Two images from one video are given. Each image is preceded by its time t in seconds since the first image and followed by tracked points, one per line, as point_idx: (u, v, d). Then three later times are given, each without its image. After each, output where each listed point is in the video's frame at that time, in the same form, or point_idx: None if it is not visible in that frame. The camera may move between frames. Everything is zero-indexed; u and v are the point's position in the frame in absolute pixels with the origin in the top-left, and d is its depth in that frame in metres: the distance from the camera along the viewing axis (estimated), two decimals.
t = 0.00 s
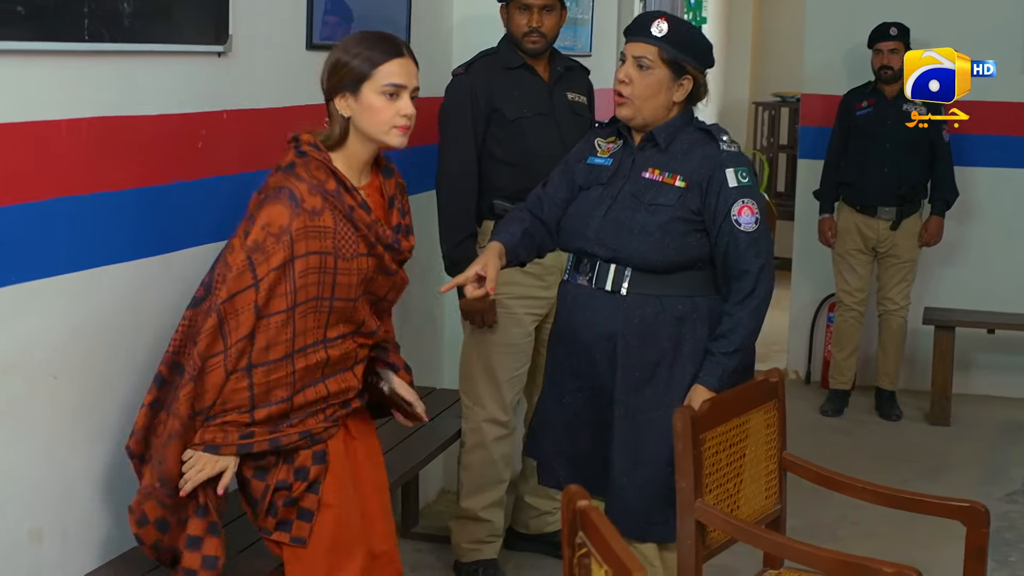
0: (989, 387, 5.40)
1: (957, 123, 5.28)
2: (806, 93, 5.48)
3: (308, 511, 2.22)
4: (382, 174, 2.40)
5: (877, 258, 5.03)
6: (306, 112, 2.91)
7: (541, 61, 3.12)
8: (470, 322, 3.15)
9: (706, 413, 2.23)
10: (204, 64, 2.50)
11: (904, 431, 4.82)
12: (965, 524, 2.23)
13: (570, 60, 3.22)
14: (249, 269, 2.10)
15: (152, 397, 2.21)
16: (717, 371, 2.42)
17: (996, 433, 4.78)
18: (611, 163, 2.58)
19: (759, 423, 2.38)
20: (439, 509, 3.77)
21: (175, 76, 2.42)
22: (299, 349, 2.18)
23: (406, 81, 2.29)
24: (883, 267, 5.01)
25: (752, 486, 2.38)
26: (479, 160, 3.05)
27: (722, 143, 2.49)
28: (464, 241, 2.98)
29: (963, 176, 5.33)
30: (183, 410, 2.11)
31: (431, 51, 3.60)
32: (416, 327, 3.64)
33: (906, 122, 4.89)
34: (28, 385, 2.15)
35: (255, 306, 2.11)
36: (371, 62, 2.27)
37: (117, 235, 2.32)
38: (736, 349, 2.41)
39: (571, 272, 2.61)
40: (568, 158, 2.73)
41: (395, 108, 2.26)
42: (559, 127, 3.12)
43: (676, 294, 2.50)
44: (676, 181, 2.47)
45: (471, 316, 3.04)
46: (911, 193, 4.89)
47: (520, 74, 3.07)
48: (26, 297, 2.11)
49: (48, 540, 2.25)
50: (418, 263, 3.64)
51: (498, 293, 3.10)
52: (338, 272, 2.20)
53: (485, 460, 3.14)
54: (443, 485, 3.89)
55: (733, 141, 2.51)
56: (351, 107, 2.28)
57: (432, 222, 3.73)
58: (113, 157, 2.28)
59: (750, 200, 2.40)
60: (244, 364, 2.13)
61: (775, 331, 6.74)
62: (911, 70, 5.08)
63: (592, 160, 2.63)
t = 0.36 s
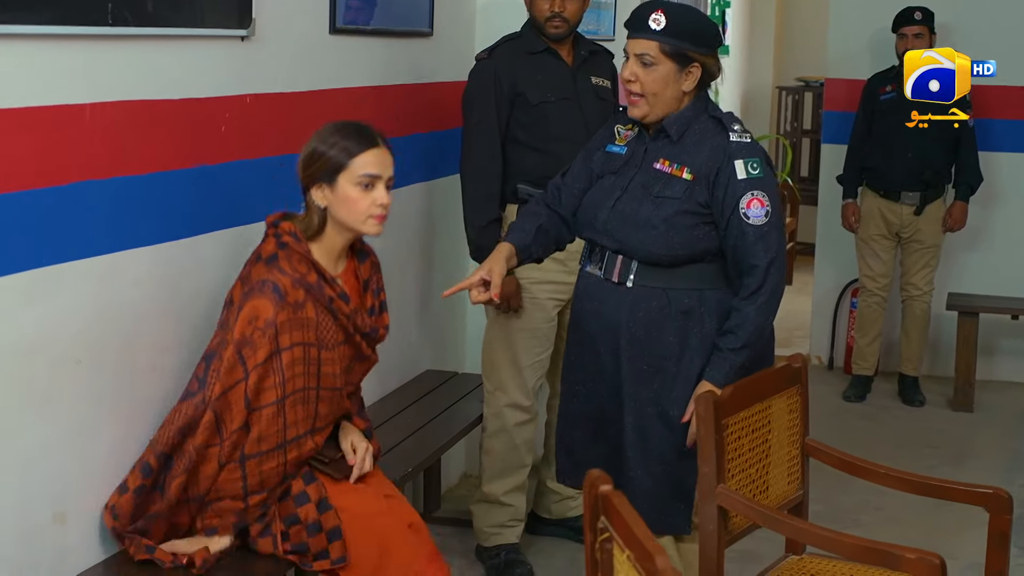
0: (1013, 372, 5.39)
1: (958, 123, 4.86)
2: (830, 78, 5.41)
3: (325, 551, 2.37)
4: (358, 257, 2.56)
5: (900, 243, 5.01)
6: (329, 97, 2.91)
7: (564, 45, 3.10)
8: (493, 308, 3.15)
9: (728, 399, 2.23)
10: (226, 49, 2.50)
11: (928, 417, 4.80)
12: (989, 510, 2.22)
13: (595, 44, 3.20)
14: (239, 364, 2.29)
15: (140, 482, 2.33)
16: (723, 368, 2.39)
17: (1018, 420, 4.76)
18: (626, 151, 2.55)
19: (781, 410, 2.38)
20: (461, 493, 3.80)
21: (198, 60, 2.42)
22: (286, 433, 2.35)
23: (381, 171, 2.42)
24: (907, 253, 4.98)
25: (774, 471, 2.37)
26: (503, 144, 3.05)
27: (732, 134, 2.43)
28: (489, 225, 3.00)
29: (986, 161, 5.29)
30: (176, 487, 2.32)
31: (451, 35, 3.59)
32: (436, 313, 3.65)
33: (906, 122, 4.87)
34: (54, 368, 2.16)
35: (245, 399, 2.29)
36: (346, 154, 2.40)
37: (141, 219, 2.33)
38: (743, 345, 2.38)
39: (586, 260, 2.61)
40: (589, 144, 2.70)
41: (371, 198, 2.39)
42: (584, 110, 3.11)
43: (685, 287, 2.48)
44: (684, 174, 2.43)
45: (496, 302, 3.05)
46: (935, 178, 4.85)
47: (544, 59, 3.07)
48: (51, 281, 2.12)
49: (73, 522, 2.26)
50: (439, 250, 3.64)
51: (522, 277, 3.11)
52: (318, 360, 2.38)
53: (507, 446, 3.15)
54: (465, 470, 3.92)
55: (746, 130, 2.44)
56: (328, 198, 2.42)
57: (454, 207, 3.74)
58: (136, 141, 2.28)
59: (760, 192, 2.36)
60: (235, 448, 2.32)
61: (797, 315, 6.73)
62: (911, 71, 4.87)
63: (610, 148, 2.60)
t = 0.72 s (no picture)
0: None
1: (958, 124, 4.79)
2: (852, 63, 5.36)
3: (336, 535, 2.33)
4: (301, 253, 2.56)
5: (922, 230, 5.00)
6: (349, 83, 2.91)
7: (587, 31, 3.08)
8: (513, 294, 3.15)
9: (748, 385, 2.22)
10: (248, 34, 2.51)
11: (949, 405, 4.79)
12: (1011, 498, 2.21)
13: (618, 30, 3.17)
14: (201, 359, 2.30)
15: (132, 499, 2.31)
16: (732, 364, 2.35)
17: None
18: (646, 140, 2.51)
19: (801, 396, 2.38)
20: (481, 479, 3.83)
21: (220, 45, 2.43)
22: (256, 421, 2.36)
23: (318, 180, 2.41)
24: (928, 240, 4.98)
25: (793, 459, 2.37)
26: (524, 131, 3.06)
27: (744, 127, 2.37)
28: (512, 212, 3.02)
29: (1009, 148, 5.23)
30: (178, 499, 2.27)
31: (470, 20, 3.58)
32: (455, 300, 3.67)
33: (906, 123, 4.85)
34: (76, 352, 2.16)
35: (212, 392, 2.30)
36: (284, 162, 2.37)
37: (162, 204, 2.34)
38: (752, 342, 2.33)
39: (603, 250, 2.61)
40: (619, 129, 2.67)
41: (306, 207, 2.39)
42: (606, 97, 3.08)
43: (697, 280, 2.45)
44: (694, 166, 2.38)
45: (516, 288, 3.06)
46: (957, 165, 4.82)
47: (566, 45, 3.06)
48: (75, 265, 2.13)
49: (95, 506, 2.26)
50: (459, 236, 3.65)
51: (543, 263, 3.10)
52: (279, 344, 2.40)
53: (528, 432, 3.16)
54: (485, 455, 3.94)
55: (759, 124, 2.37)
56: (266, 203, 2.41)
57: (473, 191, 3.74)
58: (158, 126, 2.29)
59: (771, 187, 2.29)
60: (213, 448, 2.32)
61: (818, 301, 6.71)
62: (909, 71, 4.85)
63: (633, 135, 2.57)
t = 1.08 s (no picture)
0: None
1: (957, 124, 4.79)
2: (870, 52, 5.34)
3: (355, 525, 2.33)
4: (322, 245, 2.56)
5: (941, 220, 4.98)
6: (366, 71, 2.91)
7: (606, 19, 3.06)
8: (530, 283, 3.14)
9: (766, 374, 2.21)
10: (266, 21, 2.51)
11: (966, 394, 4.79)
12: None
13: (639, 18, 3.14)
14: (226, 349, 2.31)
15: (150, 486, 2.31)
16: (730, 358, 2.32)
17: None
18: (665, 127, 2.49)
19: (819, 385, 2.37)
20: (498, 467, 3.84)
21: (238, 32, 2.44)
22: (277, 412, 2.36)
23: (342, 171, 2.41)
24: (947, 229, 4.97)
25: (810, 448, 2.36)
26: (543, 118, 3.06)
27: (753, 117, 2.33)
28: (530, 201, 3.03)
29: None
30: (198, 487, 2.27)
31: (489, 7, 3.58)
32: (473, 288, 3.67)
33: (906, 123, 4.92)
34: (95, 338, 2.17)
35: (237, 382, 2.31)
36: (307, 154, 2.37)
37: (181, 191, 2.34)
38: (751, 334, 2.30)
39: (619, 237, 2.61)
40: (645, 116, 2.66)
41: (331, 198, 2.38)
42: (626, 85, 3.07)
43: (705, 269, 2.43)
44: (703, 155, 2.36)
45: (534, 278, 3.06)
46: (978, 154, 4.81)
47: (585, 34, 3.05)
48: (94, 251, 2.13)
49: (113, 492, 2.26)
50: (477, 224, 3.65)
51: (560, 251, 3.10)
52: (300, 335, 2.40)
53: (544, 420, 3.16)
54: (502, 443, 3.95)
55: (769, 114, 2.33)
56: (289, 196, 2.40)
57: (491, 179, 3.74)
58: (176, 113, 2.29)
59: (777, 178, 2.26)
60: (237, 438, 2.32)
61: (836, 291, 6.70)
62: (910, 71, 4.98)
63: (654, 123, 2.55)
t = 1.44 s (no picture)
0: None
1: (958, 124, 4.80)
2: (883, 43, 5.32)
3: (367, 517, 2.34)
4: (342, 238, 2.58)
5: (954, 211, 4.97)
6: (378, 63, 2.90)
7: (620, 11, 3.06)
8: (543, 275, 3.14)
9: (780, 366, 2.21)
10: (278, 13, 2.52)
11: (977, 386, 4.78)
12: None
13: (652, 10, 3.13)
14: (246, 339, 2.31)
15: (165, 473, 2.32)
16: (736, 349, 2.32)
17: None
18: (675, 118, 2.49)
19: (833, 377, 2.37)
20: (510, 458, 3.85)
21: (250, 23, 2.44)
22: (295, 405, 2.36)
23: (368, 158, 2.44)
24: (959, 221, 4.96)
25: (823, 440, 2.36)
26: (556, 110, 3.06)
27: (760, 107, 2.31)
28: (542, 194, 3.05)
29: None
30: (212, 477, 2.28)
31: None
32: (486, 280, 3.67)
33: (907, 123, 4.96)
34: (108, 330, 2.16)
35: (256, 373, 2.32)
36: (337, 147, 2.39)
37: (194, 182, 2.35)
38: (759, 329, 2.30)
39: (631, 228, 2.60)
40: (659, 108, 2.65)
41: (364, 187, 2.42)
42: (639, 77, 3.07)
43: (713, 260, 2.43)
44: (709, 145, 2.35)
45: (548, 269, 3.06)
46: (990, 146, 4.79)
47: (598, 25, 3.05)
48: (107, 243, 2.13)
49: (125, 484, 2.26)
50: (490, 216, 3.65)
51: (574, 243, 3.09)
52: (320, 328, 2.41)
53: (556, 412, 3.16)
54: (514, 434, 3.96)
55: (776, 104, 2.31)
56: (321, 190, 2.41)
57: (504, 171, 3.74)
58: (189, 104, 2.30)
59: (783, 168, 2.24)
60: (254, 428, 2.32)
61: (848, 282, 6.70)
62: (911, 71, 5.13)
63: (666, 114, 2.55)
